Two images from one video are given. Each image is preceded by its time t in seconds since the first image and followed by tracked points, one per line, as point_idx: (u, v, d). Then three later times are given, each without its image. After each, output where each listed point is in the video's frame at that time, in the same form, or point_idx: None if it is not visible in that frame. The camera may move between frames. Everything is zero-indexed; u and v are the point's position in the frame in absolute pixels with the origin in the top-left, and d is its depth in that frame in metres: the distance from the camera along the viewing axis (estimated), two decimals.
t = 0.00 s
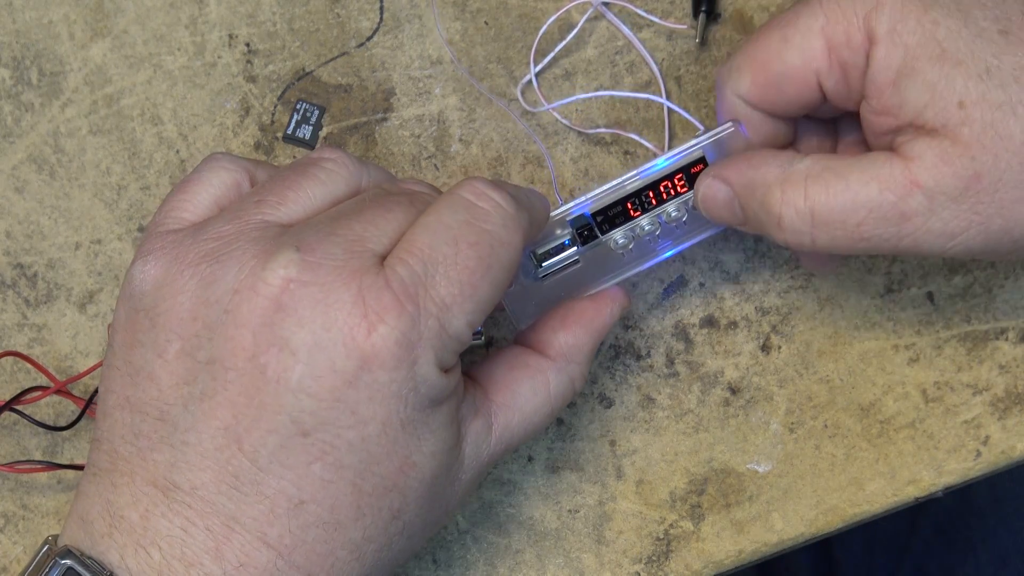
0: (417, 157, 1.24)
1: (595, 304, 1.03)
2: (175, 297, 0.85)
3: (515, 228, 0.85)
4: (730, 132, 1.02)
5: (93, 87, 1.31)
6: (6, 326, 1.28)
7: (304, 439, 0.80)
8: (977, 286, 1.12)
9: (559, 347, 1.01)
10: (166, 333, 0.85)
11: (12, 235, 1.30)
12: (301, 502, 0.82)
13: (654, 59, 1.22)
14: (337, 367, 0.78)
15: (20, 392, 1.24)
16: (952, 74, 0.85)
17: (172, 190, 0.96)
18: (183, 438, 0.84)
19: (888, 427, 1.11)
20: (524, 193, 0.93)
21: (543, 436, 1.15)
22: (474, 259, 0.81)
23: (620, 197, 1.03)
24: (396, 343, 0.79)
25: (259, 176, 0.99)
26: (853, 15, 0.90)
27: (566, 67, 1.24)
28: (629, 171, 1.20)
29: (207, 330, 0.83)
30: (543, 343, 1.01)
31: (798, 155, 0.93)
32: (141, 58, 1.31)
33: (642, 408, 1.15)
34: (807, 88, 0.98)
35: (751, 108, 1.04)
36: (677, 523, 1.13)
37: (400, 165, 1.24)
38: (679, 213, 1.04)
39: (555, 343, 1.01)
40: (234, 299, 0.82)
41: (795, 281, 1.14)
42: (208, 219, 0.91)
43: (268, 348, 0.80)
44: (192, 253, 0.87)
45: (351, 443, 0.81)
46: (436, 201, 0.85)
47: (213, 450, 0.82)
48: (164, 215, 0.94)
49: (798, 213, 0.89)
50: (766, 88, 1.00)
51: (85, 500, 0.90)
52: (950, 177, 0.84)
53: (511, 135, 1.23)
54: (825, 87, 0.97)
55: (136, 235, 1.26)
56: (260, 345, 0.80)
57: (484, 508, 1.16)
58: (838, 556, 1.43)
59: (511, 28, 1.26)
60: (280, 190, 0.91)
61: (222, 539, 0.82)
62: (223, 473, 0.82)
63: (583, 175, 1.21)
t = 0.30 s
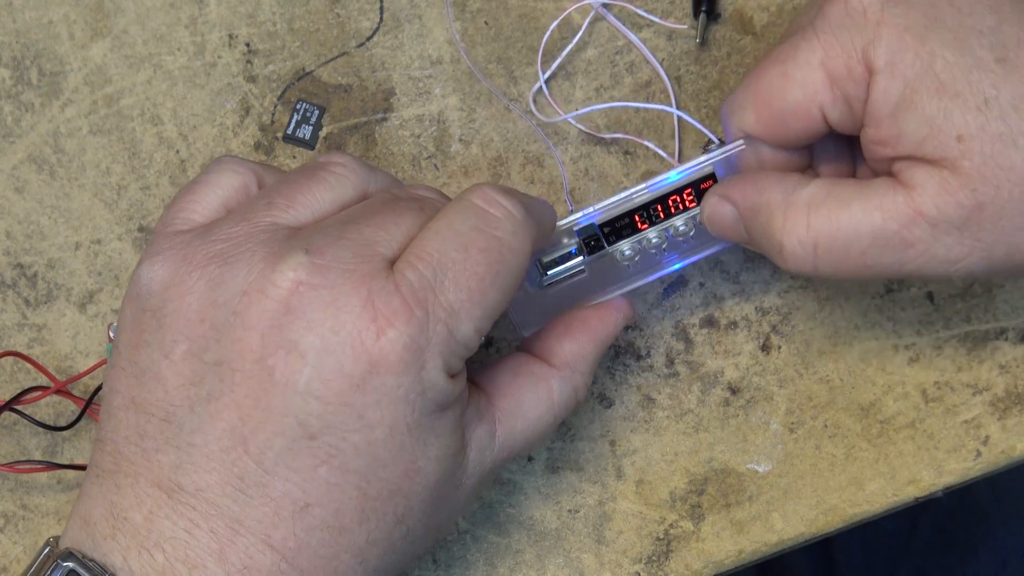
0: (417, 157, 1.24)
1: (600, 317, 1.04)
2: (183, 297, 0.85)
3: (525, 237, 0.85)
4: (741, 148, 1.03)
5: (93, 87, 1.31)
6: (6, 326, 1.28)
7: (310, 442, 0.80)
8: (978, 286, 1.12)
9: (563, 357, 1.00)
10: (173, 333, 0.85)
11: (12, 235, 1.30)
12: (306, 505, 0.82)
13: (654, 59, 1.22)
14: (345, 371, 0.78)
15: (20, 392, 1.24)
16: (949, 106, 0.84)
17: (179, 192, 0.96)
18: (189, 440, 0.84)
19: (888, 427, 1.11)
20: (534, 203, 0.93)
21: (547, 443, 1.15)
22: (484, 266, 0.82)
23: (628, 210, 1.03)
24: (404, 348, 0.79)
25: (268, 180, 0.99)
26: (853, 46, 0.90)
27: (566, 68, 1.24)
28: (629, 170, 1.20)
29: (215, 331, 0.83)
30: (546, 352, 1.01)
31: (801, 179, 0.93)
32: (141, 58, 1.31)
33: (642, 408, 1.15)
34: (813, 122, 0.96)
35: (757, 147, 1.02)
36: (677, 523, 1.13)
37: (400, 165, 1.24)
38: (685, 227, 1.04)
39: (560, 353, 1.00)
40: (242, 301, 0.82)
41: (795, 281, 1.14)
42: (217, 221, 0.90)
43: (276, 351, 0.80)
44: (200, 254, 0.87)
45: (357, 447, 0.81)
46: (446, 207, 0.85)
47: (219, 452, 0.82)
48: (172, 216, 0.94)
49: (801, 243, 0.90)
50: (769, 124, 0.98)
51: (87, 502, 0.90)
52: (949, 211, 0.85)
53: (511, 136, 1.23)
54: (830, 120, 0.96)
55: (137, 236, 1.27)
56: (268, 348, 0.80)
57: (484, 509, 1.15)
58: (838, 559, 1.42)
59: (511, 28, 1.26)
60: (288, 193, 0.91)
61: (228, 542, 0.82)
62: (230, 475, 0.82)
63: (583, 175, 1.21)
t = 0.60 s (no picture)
0: (417, 157, 1.24)
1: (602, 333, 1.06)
2: (198, 311, 0.85)
3: (540, 255, 0.86)
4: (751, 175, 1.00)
5: (93, 88, 1.31)
6: (6, 326, 1.28)
7: (326, 458, 0.80)
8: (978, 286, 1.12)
9: (562, 364, 1.02)
10: (187, 347, 0.84)
11: (12, 235, 1.30)
12: (319, 521, 0.81)
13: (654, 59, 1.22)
14: (361, 390, 0.78)
15: (20, 392, 1.24)
16: (952, 151, 0.83)
17: (191, 202, 0.95)
18: (201, 453, 0.83)
19: (888, 427, 1.11)
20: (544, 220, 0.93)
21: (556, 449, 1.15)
22: (499, 283, 0.82)
23: (638, 229, 1.01)
24: (421, 365, 0.78)
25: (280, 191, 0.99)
26: (853, 86, 0.88)
27: (566, 67, 1.24)
28: (629, 170, 1.20)
29: (230, 346, 0.82)
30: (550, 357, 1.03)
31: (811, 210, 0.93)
32: (141, 58, 1.31)
33: (642, 408, 1.15)
34: (812, 155, 0.94)
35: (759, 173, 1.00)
36: (677, 523, 1.13)
37: (400, 165, 1.24)
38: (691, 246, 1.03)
39: (562, 360, 1.02)
40: (259, 316, 0.81)
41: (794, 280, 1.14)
42: (230, 232, 0.90)
43: (292, 367, 0.79)
44: (215, 266, 0.86)
45: (373, 464, 0.80)
46: (461, 223, 0.85)
47: (231, 467, 0.81)
48: (184, 226, 0.94)
49: (810, 279, 0.92)
50: (767, 158, 0.97)
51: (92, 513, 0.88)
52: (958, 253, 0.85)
53: (511, 135, 1.23)
54: (830, 153, 0.94)
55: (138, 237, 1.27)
56: (284, 363, 0.79)
57: (485, 509, 1.15)
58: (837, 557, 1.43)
59: (511, 28, 1.26)
60: (302, 206, 0.91)
61: (239, 556, 0.81)
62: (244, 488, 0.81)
63: (583, 175, 1.21)
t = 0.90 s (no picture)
0: (417, 157, 1.24)
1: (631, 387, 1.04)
2: (242, 322, 0.82)
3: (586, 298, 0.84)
4: (791, 259, 1.02)
5: (93, 87, 1.31)
6: (6, 326, 1.28)
7: (355, 481, 0.76)
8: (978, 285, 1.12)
9: (592, 414, 1.00)
10: (228, 355, 0.81)
11: (12, 235, 1.30)
12: (340, 543, 0.76)
13: (654, 59, 1.22)
14: (399, 418, 0.76)
15: (20, 392, 1.24)
16: (997, 227, 0.81)
17: (243, 210, 0.93)
18: (229, 463, 0.78)
19: (888, 427, 1.12)
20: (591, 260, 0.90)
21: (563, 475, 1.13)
22: (541, 323, 0.81)
23: (678, 299, 1.00)
24: (453, 399, 0.76)
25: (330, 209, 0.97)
26: (893, 185, 0.84)
27: (566, 67, 1.24)
28: (629, 170, 1.20)
29: (272, 360, 0.79)
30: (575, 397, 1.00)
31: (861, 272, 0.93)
32: (141, 58, 1.32)
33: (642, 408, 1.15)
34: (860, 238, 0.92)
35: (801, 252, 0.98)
36: (677, 523, 1.12)
37: (400, 165, 1.24)
38: (725, 308, 1.04)
39: (590, 404, 1.00)
40: (305, 333, 0.79)
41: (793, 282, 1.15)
42: (282, 247, 0.88)
43: (331, 388, 0.76)
44: (265, 280, 0.84)
45: (400, 491, 0.77)
46: (508, 258, 0.83)
47: (258, 480, 0.76)
48: (232, 236, 0.91)
49: (877, 339, 0.94)
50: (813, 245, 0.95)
51: (93, 530, 0.85)
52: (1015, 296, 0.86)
53: (511, 135, 1.23)
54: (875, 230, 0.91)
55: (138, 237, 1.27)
56: (322, 384, 0.77)
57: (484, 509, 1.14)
58: (833, 555, 1.41)
59: (511, 28, 1.26)
60: (356, 227, 0.88)
61: None
62: (264, 513, 0.76)
63: (583, 175, 1.21)
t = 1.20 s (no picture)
0: (417, 156, 1.24)
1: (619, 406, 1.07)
2: (259, 323, 0.81)
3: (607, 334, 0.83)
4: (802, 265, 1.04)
5: (93, 88, 1.31)
6: (6, 326, 1.28)
7: (361, 490, 0.75)
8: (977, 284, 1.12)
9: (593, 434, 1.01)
10: (242, 355, 0.81)
11: (12, 235, 1.30)
12: (340, 550, 0.75)
13: (653, 59, 1.22)
14: (411, 430, 0.74)
15: (20, 392, 1.24)
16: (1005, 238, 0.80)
17: (264, 211, 0.91)
18: (235, 463, 0.78)
19: (888, 427, 1.12)
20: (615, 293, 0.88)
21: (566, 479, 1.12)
22: (562, 355, 0.79)
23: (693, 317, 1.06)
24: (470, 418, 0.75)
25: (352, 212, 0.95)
26: (896, 203, 0.84)
27: (566, 67, 1.24)
28: (629, 170, 1.20)
29: (287, 363, 0.79)
30: (576, 420, 1.01)
31: (864, 271, 0.97)
32: (141, 58, 1.32)
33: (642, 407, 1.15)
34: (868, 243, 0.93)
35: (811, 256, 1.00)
36: (677, 523, 1.12)
37: (400, 165, 1.24)
38: (739, 308, 1.10)
39: (583, 425, 1.01)
40: (323, 338, 0.78)
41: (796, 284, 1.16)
42: (302, 251, 0.86)
43: (345, 394, 0.75)
44: (284, 283, 0.82)
45: (405, 503, 0.76)
46: (534, 286, 0.82)
47: (263, 482, 0.76)
48: (249, 237, 0.89)
49: (887, 334, 0.98)
50: (821, 251, 0.96)
51: (86, 529, 0.85)
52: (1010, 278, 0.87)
53: (511, 135, 1.23)
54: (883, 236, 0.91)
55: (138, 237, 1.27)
56: (336, 390, 0.76)
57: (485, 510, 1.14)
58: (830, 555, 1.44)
59: (511, 28, 1.26)
60: (377, 236, 0.86)
61: None
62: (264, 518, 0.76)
63: (583, 175, 1.21)
